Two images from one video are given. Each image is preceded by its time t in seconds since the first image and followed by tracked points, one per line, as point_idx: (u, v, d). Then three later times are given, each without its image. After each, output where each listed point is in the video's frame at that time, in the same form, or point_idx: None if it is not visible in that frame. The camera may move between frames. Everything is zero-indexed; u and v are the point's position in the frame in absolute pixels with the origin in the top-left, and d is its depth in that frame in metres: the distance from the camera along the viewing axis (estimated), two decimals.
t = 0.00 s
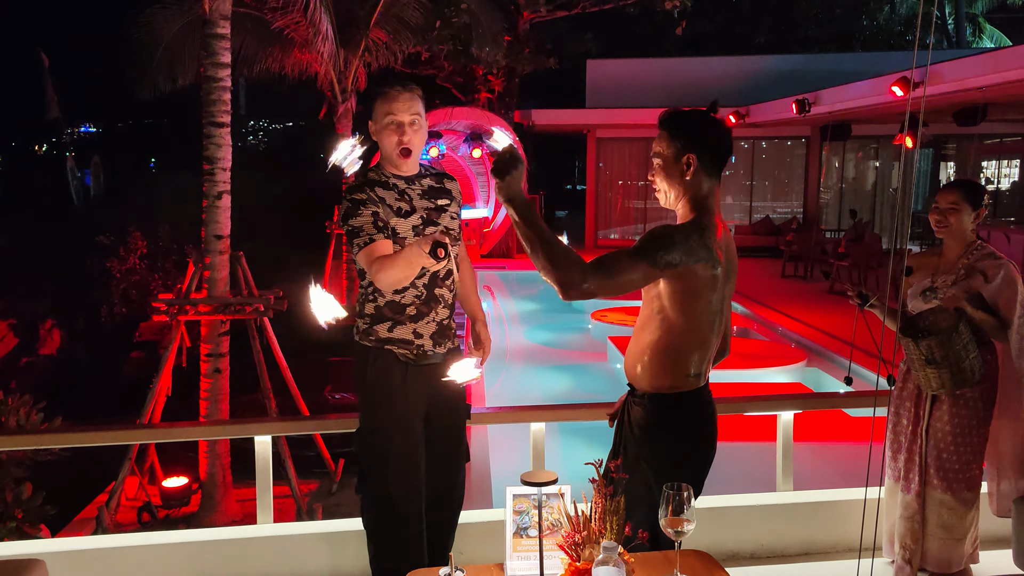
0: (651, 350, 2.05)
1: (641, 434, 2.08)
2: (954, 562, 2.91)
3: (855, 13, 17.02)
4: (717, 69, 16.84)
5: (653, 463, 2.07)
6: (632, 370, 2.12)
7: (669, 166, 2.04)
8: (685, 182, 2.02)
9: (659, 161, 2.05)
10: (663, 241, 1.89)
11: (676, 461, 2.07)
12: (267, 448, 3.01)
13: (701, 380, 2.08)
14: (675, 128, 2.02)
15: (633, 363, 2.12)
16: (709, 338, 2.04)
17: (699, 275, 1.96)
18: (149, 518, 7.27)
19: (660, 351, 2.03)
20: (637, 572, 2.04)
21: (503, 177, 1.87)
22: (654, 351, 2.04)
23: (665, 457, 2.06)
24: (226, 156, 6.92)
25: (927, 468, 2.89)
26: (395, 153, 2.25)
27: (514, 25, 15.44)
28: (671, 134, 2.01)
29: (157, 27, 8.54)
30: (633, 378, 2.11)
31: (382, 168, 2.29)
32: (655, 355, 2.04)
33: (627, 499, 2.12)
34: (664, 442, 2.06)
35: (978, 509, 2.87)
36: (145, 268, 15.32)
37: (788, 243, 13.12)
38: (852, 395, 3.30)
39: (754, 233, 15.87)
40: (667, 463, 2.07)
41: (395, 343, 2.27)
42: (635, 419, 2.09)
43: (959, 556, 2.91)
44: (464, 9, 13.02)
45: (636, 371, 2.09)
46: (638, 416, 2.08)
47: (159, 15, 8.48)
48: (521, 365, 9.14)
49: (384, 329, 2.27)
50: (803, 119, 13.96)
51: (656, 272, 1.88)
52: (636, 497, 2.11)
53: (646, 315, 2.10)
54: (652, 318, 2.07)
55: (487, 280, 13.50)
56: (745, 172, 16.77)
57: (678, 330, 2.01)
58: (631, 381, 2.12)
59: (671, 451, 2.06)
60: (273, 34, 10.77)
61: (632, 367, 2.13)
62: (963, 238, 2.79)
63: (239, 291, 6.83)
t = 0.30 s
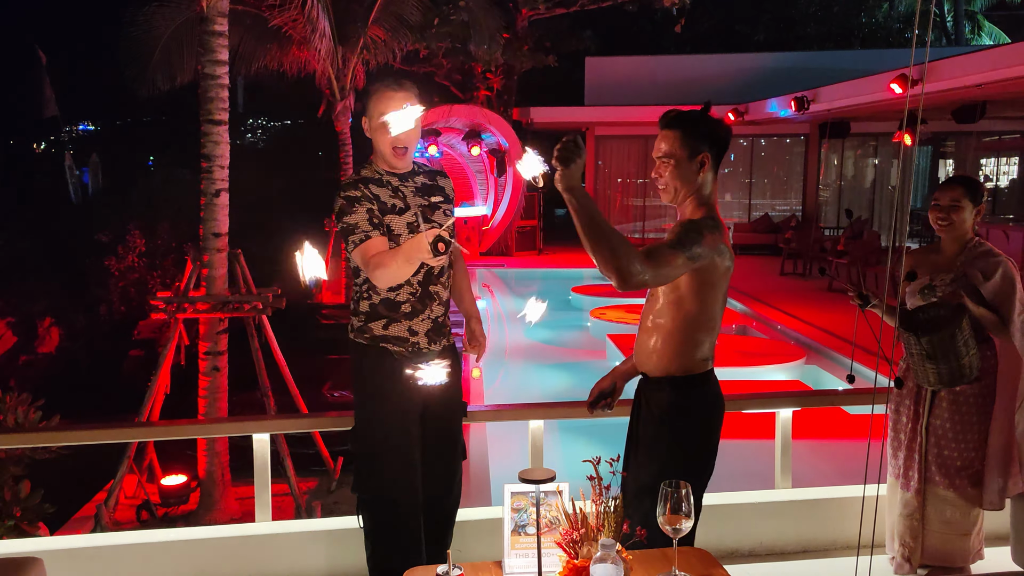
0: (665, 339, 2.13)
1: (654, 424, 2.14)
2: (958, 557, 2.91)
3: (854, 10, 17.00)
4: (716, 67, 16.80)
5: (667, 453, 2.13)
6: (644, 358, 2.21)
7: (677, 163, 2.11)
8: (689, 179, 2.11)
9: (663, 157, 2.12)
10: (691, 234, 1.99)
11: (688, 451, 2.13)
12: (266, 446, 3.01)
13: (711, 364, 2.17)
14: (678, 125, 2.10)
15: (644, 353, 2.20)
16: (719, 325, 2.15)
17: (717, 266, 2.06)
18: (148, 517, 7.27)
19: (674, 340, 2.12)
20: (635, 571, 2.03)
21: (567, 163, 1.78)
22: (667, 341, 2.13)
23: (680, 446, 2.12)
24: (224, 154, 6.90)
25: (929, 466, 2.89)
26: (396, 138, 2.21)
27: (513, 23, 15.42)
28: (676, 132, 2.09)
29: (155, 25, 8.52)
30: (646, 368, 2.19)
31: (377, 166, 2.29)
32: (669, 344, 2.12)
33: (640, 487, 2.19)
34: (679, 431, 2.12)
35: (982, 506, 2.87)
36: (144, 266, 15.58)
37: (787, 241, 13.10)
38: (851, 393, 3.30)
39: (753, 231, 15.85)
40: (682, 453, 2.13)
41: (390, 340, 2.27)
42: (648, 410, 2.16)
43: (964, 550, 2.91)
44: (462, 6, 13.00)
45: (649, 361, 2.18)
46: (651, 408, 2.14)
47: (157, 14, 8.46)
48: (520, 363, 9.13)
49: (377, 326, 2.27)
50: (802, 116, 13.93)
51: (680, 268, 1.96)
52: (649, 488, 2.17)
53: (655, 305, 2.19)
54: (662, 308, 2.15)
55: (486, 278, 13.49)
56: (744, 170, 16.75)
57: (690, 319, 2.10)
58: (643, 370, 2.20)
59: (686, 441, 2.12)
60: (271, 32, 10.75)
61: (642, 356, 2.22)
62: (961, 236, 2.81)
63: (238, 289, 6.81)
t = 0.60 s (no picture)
0: (694, 325, 2.39)
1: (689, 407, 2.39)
2: (959, 555, 2.90)
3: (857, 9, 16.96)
4: (719, 66, 16.78)
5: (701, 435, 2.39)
6: (671, 342, 2.44)
7: (696, 162, 2.30)
8: (705, 176, 2.32)
9: (681, 155, 2.31)
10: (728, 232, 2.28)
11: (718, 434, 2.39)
12: (271, 446, 3.01)
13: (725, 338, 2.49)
14: (697, 124, 2.28)
15: (672, 337, 2.43)
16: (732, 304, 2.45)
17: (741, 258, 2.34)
18: (152, 516, 7.28)
19: (700, 324, 2.39)
20: (641, 571, 2.04)
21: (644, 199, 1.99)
22: (697, 327, 2.39)
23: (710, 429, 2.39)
24: (228, 154, 6.91)
25: (942, 466, 2.85)
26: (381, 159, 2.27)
27: (515, 23, 15.42)
28: (700, 132, 2.27)
29: (158, 25, 8.54)
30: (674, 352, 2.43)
31: (377, 166, 2.28)
32: (698, 329, 2.39)
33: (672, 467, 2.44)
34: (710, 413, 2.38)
35: (990, 503, 2.88)
36: (147, 265, 15.24)
37: (790, 240, 13.08)
38: (855, 392, 3.29)
39: (756, 230, 15.82)
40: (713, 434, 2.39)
41: (390, 340, 2.26)
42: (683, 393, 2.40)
43: (971, 549, 2.91)
44: (463, 5, 12.99)
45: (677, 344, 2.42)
46: (686, 391, 2.39)
47: (160, 14, 8.48)
48: (523, 362, 9.13)
49: (377, 327, 2.26)
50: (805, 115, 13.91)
51: (724, 268, 2.24)
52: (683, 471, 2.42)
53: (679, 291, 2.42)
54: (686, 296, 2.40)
55: (489, 278, 13.49)
56: (747, 169, 16.73)
57: (714, 306, 2.37)
58: (671, 354, 2.44)
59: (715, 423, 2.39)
60: (275, 32, 10.77)
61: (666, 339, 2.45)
62: (965, 237, 2.80)
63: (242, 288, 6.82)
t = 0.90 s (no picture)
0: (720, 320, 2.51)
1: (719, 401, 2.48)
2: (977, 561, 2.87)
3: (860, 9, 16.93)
4: (722, 66, 16.76)
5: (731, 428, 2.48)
6: (696, 338, 2.52)
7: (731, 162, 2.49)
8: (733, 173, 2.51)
9: (715, 152, 2.47)
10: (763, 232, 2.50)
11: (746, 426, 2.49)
12: (275, 447, 3.02)
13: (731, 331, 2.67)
14: (729, 123, 2.46)
15: (699, 332, 2.52)
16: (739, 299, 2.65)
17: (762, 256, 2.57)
18: (156, 516, 7.30)
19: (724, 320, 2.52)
20: (645, 572, 2.05)
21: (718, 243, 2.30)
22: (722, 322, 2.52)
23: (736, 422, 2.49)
24: (231, 154, 6.93)
25: (961, 471, 2.84)
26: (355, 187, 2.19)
27: (518, 23, 15.42)
28: (734, 130, 2.44)
29: (162, 26, 8.55)
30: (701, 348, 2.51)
31: (375, 165, 2.29)
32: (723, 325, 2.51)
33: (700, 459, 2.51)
34: (740, 406, 2.48)
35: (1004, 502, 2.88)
36: (150, 265, 15.44)
37: (793, 240, 13.06)
38: (857, 393, 3.28)
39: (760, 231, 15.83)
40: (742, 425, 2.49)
41: (387, 343, 2.27)
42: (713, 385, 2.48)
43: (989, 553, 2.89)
44: (466, 6, 12.98)
45: (703, 339, 2.51)
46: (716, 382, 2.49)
47: (164, 15, 8.49)
48: (526, 362, 9.12)
49: (374, 329, 2.27)
50: (808, 115, 13.89)
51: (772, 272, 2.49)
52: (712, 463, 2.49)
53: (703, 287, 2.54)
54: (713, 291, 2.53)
55: (491, 278, 13.51)
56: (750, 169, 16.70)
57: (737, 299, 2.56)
58: (698, 350, 2.52)
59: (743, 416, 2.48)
60: (278, 32, 10.79)
61: (690, 336, 2.53)
62: (971, 243, 2.82)
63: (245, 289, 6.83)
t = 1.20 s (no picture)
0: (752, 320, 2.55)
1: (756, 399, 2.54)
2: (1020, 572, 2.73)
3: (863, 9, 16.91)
4: (725, 66, 16.71)
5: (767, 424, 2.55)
6: (732, 338, 2.52)
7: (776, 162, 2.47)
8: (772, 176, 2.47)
9: (759, 155, 2.43)
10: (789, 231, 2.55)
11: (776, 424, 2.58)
12: (278, 448, 3.02)
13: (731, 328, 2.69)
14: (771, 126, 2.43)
15: (737, 332, 2.53)
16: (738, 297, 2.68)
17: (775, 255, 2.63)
18: (159, 517, 7.32)
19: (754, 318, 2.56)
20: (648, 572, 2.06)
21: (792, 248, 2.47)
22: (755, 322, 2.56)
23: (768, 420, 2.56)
24: (235, 156, 6.93)
25: (995, 478, 2.73)
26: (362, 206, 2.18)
27: (520, 24, 15.42)
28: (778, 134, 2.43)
29: (165, 28, 8.58)
30: (737, 345, 2.53)
31: (377, 166, 2.28)
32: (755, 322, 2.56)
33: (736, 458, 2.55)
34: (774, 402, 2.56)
35: None
36: (155, 268, 15.15)
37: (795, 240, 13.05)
38: (860, 394, 3.26)
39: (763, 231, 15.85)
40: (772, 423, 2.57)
41: (386, 347, 2.27)
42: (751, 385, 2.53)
43: None
44: (468, 6, 12.98)
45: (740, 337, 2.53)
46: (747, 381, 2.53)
47: (167, 17, 8.52)
48: (529, 363, 9.12)
49: (374, 332, 2.27)
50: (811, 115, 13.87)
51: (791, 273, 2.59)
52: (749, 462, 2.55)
53: (741, 288, 2.52)
54: (750, 293, 2.52)
55: (493, 278, 13.51)
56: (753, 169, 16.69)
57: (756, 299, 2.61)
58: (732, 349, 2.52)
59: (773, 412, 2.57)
60: (281, 34, 10.81)
61: (727, 335, 2.52)
62: (987, 242, 2.66)
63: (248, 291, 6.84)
